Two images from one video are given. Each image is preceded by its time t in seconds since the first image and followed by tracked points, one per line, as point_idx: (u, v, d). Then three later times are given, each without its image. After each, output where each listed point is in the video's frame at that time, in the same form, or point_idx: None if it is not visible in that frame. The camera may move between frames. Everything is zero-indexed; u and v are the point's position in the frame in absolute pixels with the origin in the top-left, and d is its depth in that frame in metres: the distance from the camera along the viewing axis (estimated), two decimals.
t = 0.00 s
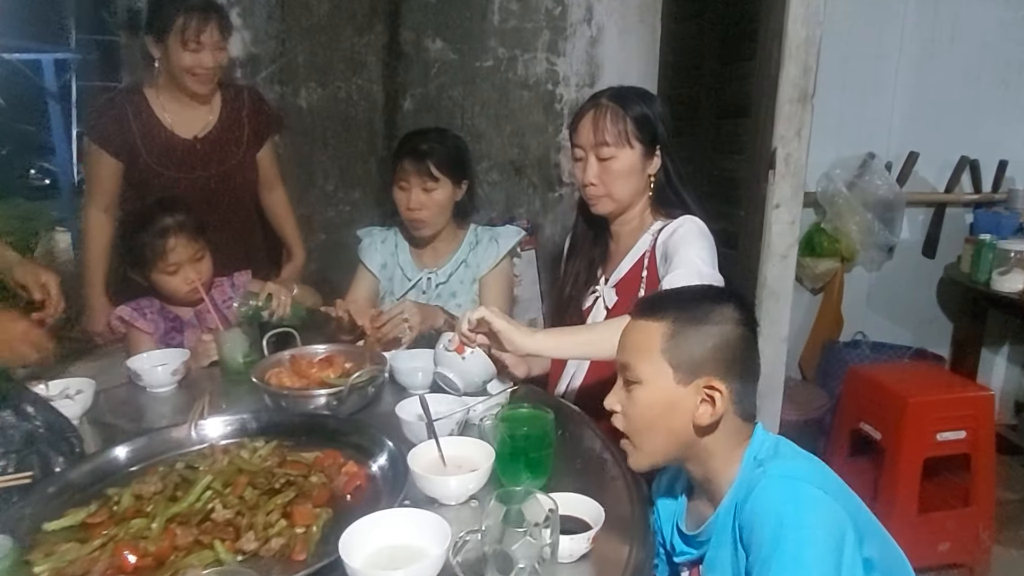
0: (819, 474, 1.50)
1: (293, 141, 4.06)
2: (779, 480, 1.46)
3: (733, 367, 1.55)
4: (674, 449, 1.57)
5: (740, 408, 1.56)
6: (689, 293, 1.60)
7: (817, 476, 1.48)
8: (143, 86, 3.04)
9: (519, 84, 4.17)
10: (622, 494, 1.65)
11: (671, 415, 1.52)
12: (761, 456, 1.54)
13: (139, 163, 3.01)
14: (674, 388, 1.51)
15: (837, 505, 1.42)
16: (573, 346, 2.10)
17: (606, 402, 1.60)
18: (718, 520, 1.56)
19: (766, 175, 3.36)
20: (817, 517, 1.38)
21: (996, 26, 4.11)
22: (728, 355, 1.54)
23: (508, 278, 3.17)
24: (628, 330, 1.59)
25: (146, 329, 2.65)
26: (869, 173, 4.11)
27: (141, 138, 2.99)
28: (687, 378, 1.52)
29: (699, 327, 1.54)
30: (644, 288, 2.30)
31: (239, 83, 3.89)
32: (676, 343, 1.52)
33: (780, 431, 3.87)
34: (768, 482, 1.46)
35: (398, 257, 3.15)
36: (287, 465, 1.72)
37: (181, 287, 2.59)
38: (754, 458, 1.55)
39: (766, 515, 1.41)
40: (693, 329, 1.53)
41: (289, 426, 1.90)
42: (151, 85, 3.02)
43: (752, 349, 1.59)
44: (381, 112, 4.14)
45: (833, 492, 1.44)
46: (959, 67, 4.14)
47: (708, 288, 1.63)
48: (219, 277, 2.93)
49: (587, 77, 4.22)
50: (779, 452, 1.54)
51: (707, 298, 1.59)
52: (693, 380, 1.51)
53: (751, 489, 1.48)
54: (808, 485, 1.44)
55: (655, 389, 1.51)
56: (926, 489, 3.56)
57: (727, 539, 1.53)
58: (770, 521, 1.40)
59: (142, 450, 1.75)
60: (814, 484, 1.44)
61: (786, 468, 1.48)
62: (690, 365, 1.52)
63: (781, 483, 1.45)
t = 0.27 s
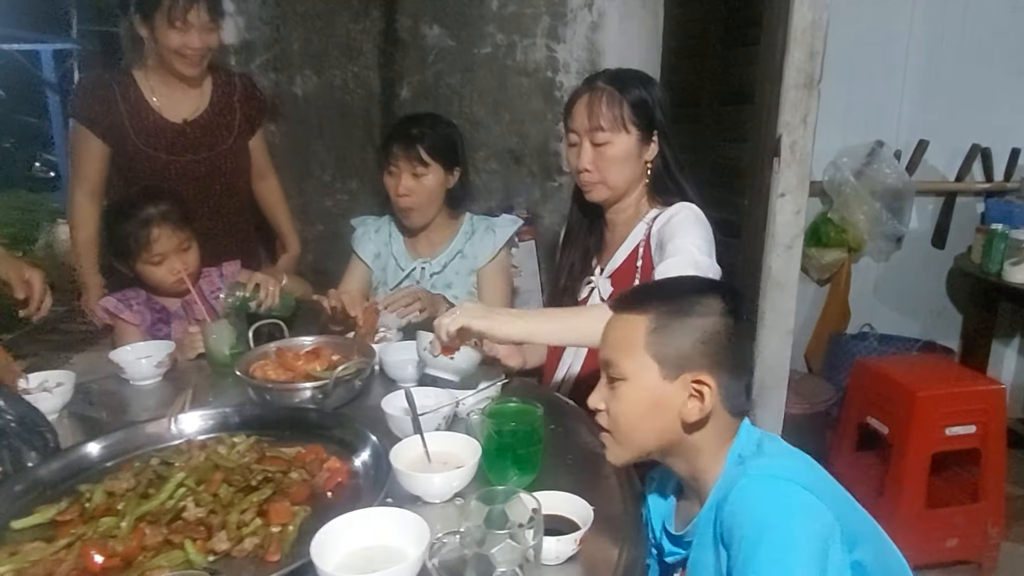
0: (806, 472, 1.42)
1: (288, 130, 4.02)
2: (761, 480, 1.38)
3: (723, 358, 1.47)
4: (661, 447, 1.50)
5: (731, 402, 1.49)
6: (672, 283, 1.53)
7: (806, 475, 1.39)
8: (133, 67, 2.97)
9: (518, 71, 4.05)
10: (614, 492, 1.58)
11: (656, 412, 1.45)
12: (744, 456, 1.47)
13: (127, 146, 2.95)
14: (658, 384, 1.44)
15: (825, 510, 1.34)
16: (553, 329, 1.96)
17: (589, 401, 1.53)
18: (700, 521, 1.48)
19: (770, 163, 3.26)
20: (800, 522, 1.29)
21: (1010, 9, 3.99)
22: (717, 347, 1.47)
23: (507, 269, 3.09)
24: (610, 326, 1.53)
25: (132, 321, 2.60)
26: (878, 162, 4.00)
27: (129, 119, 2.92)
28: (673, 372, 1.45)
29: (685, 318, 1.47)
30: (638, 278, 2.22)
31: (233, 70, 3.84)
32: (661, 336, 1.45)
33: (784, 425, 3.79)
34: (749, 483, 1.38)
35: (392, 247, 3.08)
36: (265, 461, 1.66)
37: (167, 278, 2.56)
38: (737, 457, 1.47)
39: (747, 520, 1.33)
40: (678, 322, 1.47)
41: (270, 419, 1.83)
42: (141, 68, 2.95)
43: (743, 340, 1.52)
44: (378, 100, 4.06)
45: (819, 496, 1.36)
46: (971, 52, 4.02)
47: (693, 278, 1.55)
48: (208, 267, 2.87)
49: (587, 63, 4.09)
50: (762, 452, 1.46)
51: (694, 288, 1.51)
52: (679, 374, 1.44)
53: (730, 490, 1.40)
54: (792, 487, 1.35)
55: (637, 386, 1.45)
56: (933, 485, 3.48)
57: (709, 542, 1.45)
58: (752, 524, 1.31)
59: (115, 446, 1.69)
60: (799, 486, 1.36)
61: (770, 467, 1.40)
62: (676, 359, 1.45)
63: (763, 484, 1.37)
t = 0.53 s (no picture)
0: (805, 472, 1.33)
1: (294, 119, 3.95)
2: (755, 482, 1.29)
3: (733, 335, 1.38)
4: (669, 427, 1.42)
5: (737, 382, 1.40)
6: (679, 253, 1.42)
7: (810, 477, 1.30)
8: (131, 54, 2.94)
9: (526, 58, 3.94)
10: (606, 490, 1.50)
11: (660, 392, 1.37)
12: (750, 448, 1.37)
13: (124, 133, 2.91)
14: (663, 362, 1.35)
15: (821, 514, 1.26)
16: (542, 293, 1.77)
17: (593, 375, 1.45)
18: (697, 514, 1.41)
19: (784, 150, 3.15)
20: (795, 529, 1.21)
21: None
22: (727, 323, 1.37)
23: (513, 259, 3.02)
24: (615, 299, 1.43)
25: (128, 311, 2.59)
26: (897, 148, 3.88)
27: (125, 104, 2.89)
28: (680, 350, 1.35)
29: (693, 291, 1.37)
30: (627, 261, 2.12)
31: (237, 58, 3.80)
32: (667, 310, 1.36)
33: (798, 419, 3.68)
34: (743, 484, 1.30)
35: (392, 236, 3.02)
36: (247, 455, 1.61)
37: (161, 267, 2.55)
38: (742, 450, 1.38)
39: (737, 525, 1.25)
40: (686, 294, 1.37)
41: (255, 412, 1.78)
42: (139, 55, 2.91)
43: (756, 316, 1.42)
44: (384, 88, 3.99)
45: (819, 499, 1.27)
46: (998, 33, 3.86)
47: (703, 247, 1.45)
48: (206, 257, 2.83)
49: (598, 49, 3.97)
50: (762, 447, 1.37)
51: (704, 259, 1.41)
52: (686, 353, 1.35)
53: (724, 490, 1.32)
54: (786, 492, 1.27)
55: (643, 362, 1.36)
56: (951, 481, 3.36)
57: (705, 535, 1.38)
58: (743, 528, 1.24)
59: (94, 439, 1.64)
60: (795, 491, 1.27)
61: (769, 467, 1.31)
62: (684, 336, 1.35)
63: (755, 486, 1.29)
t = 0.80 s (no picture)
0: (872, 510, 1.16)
1: (317, 115, 3.94)
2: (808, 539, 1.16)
3: (817, 322, 1.20)
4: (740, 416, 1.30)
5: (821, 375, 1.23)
6: (752, 223, 1.24)
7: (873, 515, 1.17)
8: (152, 52, 2.94)
9: (551, 51, 3.84)
10: (618, 498, 1.43)
11: (725, 389, 1.24)
12: (807, 468, 1.23)
13: (145, 130, 2.91)
14: (728, 356, 1.22)
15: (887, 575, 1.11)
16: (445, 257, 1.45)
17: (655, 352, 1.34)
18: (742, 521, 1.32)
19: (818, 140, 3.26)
20: None
21: None
22: (810, 307, 1.19)
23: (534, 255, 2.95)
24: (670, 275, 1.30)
25: (147, 308, 2.58)
26: (939, 139, 3.74)
27: (147, 102, 2.89)
28: (749, 344, 1.21)
29: (763, 273, 1.20)
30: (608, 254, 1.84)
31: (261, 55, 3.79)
32: (736, 298, 1.21)
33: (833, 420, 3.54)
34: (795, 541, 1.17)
35: (411, 233, 2.97)
36: (251, 457, 1.58)
37: (179, 265, 2.54)
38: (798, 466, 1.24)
39: None
40: (757, 276, 1.20)
41: (260, 412, 1.74)
42: (160, 52, 2.91)
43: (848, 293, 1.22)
44: (407, 83, 3.93)
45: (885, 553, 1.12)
46: None
47: (785, 207, 1.24)
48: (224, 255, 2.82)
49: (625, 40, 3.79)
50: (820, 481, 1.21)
51: (782, 231, 1.22)
52: (755, 347, 1.20)
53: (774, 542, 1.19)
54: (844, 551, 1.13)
55: (708, 353, 1.23)
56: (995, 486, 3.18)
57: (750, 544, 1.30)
58: None
59: (98, 439, 1.63)
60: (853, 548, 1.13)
61: (826, 502, 1.18)
62: (757, 330, 1.20)
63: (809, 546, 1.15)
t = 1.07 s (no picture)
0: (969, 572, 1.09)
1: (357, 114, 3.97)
2: None
3: (894, 383, 1.09)
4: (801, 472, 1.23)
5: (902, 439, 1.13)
6: (822, 264, 1.12)
7: None
8: (197, 54, 2.98)
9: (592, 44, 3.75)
10: (655, 506, 1.37)
11: (782, 444, 1.18)
12: (896, 550, 1.13)
13: (191, 130, 2.96)
14: (784, 412, 1.15)
15: None
16: (334, 286, 1.58)
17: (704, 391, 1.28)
18: None
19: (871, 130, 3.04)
20: None
21: None
22: (884, 365, 1.09)
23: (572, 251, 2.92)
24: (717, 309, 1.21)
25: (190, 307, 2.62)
26: (1000, 129, 3.47)
27: (194, 103, 2.94)
28: (813, 404, 1.13)
29: (830, 325, 1.10)
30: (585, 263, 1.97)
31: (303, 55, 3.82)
32: (800, 351, 1.12)
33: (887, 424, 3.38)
34: None
35: (447, 230, 2.95)
36: (282, 458, 1.58)
37: (220, 266, 2.57)
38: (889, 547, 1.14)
39: None
40: (823, 326, 1.11)
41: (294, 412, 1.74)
42: (205, 54, 2.95)
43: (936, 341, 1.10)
44: (447, 80, 3.91)
45: None
46: None
47: (864, 242, 1.10)
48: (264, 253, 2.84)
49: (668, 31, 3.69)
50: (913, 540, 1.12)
51: (855, 277, 1.09)
52: (816, 408, 1.13)
53: None
54: None
55: (766, 408, 1.16)
56: None
57: None
58: None
59: (137, 438, 1.65)
60: None
61: None
62: (823, 391, 1.12)
63: None
